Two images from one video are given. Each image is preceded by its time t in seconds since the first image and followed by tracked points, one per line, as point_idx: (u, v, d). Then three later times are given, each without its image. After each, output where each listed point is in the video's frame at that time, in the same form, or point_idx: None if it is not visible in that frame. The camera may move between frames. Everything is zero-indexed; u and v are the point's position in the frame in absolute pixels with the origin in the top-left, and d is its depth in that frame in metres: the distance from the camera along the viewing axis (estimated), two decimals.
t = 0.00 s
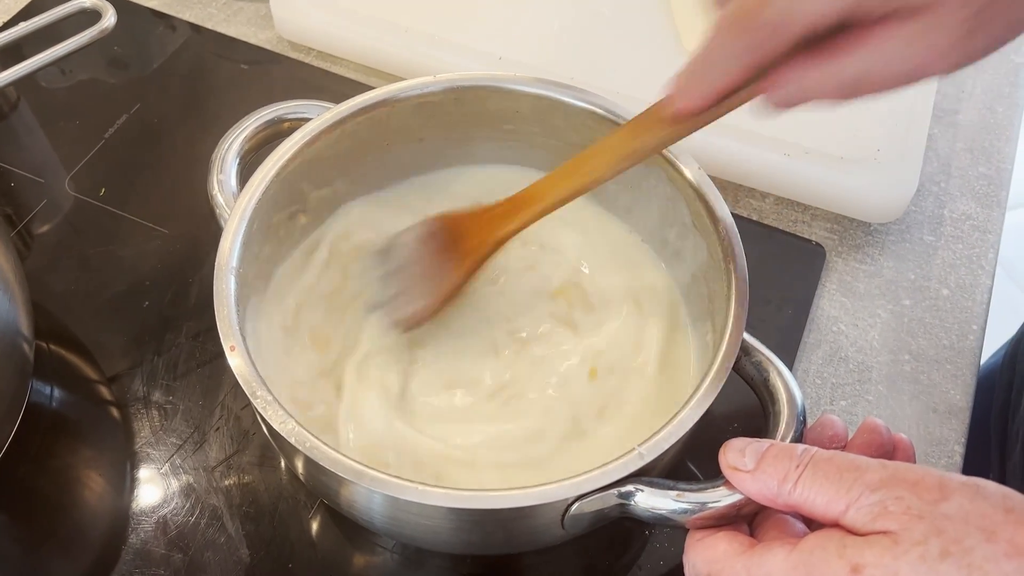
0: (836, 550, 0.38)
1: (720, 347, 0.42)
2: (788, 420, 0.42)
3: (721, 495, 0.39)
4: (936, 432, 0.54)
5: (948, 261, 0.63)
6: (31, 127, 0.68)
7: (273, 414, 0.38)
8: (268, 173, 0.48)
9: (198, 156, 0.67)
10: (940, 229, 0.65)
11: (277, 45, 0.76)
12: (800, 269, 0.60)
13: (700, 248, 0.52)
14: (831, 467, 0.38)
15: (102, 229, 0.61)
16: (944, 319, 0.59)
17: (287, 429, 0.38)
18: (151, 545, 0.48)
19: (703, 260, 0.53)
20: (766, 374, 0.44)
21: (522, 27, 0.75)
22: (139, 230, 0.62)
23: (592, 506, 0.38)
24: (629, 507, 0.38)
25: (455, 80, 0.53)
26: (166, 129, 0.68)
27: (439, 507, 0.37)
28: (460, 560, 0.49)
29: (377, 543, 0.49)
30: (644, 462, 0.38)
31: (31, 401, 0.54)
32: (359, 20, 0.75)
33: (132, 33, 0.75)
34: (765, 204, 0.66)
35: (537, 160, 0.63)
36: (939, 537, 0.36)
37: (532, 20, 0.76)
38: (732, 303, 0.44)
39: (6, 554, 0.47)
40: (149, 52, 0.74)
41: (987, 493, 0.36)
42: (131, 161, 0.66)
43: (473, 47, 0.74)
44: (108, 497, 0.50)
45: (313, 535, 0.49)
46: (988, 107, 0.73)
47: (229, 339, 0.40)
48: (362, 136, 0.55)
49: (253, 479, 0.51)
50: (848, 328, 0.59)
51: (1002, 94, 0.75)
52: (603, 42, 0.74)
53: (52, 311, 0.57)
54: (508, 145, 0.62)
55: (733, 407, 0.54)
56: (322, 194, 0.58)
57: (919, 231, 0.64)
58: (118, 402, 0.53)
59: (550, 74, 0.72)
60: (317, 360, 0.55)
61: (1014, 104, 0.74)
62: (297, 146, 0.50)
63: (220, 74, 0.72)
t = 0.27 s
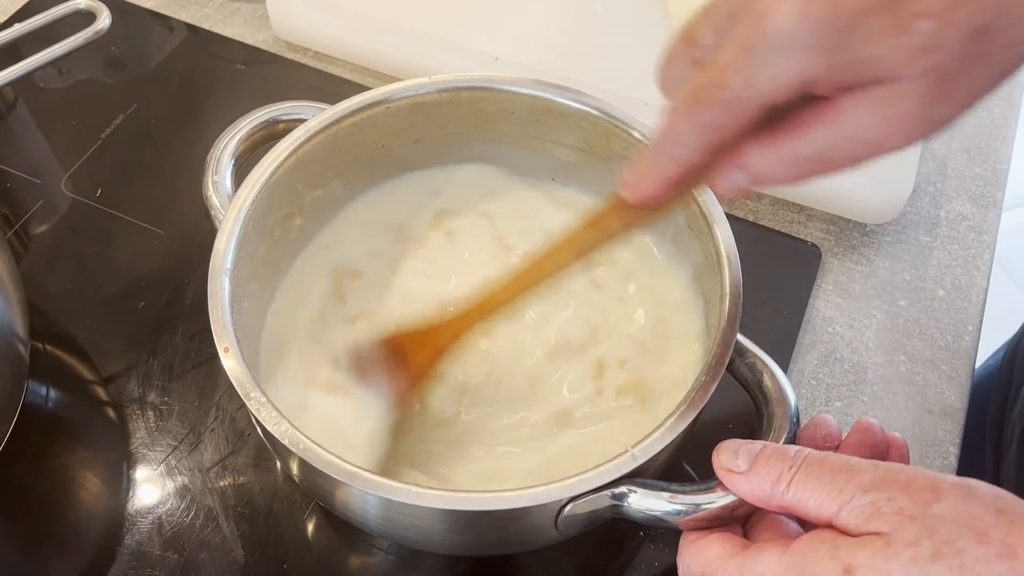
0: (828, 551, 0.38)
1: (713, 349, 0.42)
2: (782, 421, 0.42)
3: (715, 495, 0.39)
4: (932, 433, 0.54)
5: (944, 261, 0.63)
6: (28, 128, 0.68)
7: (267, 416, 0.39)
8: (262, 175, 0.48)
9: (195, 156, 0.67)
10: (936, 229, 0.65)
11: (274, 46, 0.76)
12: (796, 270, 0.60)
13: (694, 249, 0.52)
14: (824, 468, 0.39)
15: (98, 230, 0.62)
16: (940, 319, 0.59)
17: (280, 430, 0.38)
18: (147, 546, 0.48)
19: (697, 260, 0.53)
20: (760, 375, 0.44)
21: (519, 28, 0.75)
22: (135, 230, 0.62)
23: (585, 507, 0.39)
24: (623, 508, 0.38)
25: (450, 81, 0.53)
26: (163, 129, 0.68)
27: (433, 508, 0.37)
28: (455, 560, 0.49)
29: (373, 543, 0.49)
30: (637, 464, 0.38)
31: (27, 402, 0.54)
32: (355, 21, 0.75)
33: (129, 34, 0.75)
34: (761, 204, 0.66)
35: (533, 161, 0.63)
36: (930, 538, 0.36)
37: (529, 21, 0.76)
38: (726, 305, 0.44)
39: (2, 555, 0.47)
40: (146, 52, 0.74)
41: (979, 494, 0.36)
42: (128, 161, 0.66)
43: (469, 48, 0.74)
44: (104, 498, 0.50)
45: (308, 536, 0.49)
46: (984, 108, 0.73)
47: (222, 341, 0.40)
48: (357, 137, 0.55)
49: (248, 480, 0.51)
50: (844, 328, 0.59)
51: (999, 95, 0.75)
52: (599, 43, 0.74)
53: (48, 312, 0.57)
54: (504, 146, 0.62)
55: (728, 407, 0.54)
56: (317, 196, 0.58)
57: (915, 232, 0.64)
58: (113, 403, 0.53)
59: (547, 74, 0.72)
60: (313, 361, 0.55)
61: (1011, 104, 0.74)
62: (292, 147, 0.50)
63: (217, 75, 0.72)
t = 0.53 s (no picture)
0: (826, 553, 0.37)
1: (716, 349, 0.41)
2: (786, 421, 0.42)
3: (718, 497, 0.39)
4: (935, 433, 0.53)
5: (947, 261, 0.62)
6: (25, 126, 0.67)
7: (264, 417, 0.38)
8: (260, 172, 0.48)
9: (192, 154, 0.66)
10: (939, 228, 0.64)
11: (272, 43, 0.76)
12: (798, 269, 0.60)
13: (697, 247, 0.52)
14: (822, 467, 0.38)
15: (95, 228, 0.61)
16: (944, 319, 0.59)
17: (278, 431, 0.38)
18: (144, 547, 0.47)
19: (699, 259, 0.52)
20: (763, 375, 0.43)
21: (520, 25, 0.75)
22: (132, 229, 0.61)
23: (586, 509, 0.38)
24: (624, 510, 0.38)
25: (450, 78, 0.52)
26: (160, 127, 0.68)
27: (431, 510, 0.36)
28: (454, 562, 0.48)
29: (371, 544, 0.49)
30: (638, 465, 0.38)
31: (23, 401, 0.53)
32: (354, 18, 0.74)
33: (127, 31, 0.75)
34: (763, 203, 0.66)
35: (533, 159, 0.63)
36: (931, 543, 0.35)
37: (529, 17, 0.75)
38: (728, 303, 0.43)
39: None
40: (144, 50, 0.73)
41: (982, 498, 0.36)
42: (125, 159, 0.65)
43: (469, 45, 0.74)
44: (101, 498, 0.49)
45: (307, 536, 0.49)
46: (988, 106, 0.73)
47: (219, 341, 0.39)
48: (355, 134, 0.54)
49: (245, 480, 0.50)
50: (847, 328, 0.58)
51: (1003, 93, 0.74)
52: (601, 40, 0.74)
53: (44, 311, 0.57)
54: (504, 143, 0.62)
55: (730, 407, 0.54)
56: (315, 194, 0.57)
57: (918, 231, 0.64)
58: (110, 402, 0.53)
59: (548, 72, 0.72)
60: (311, 361, 0.54)
61: (1015, 102, 0.73)
62: (290, 144, 0.49)
63: (215, 72, 0.72)
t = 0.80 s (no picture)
0: (831, 552, 0.37)
1: (728, 346, 0.41)
2: (798, 418, 0.42)
3: (730, 495, 0.39)
4: (945, 432, 0.53)
5: (957, 259, 0.62)
6: (33, 123, 0.67)
7: (277, 413, 0.38)
8: (271, 169, 0.48)
9: (200, 152, 0.66)
10: (948, 226, 0.64)
11: (281, 40, 0.76)
12: (807, 267, 0.60)
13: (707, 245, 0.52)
14: (830, 463, 0.37)
15: (103, 225, 0.61)
16: (953, 317, 0.59)
17: (292, 428, 0.38)
18: (154, 544, 0.47)
19: (710, 256, 0.52)
20: (775, 372, 0.43)
21: (528, 23, 0.75)
22: (141, 226, 0.61)
23: (598, 505, 0.38)
24: (637, 507, 0.38)
25: (461, 75, 0.52)
26: (168, 124, 0.68)
27: (445, 507, 0.36)
28: (464, 560, 0.48)
29: (381, 541, 0.49)
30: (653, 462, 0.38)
31: (33, 398, 0.53)
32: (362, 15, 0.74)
33: (135, 28, 0.75)
34: (772, 201, 0.66)
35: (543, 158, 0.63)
36: (939, 542, 0.35)
37: (537, 15, 0.75)
38: (741, 301, 0.43)
39: (9, 553, 0.47)
40: (151, 47, 0.73)
41: (992, 499, 0.36)
42: (133, 156, 0.65)
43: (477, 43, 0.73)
44: (111, 495, 0.49)
45: (316, 533, 0.49)
46: (996, 104, 0.73)
47: (233, 337, 0.39)
48: (366, 132, 0.54)
49: (256, 477, 0.50)
50: (856, 326, 0.58)
51: (1012, 91, 0.74)
52: (609, 38, 0.74)
53: (53, 308, 0.57)
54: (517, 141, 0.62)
55: (739, 405, 0.54)
56: (325, 192, 0.57)
57: (927, 229, 0.64)
58: (119, 399, 0.53)
59: (556, 70, 0.72)
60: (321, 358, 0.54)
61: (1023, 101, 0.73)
62: (301, 141, 0.49)
63: (222, 70, 0.71)
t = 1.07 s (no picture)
0: (843, 554, 0.37)
1: (735, 345, 0.41)
2: (805, 417, 0.41)
3: (735, 494, 0.39)
4: (950, 431, 0.53)
5: (962, 258, 0.62)
6: (37, 121, 0.67)
7: (284, 411, 0.38)
8: (277, 167, 0.48)
9: (204, 150, 0.66)
10: (953, 225, 0.64)
11: (285, 38, 0.76)
12: (812, 265, 0.60)
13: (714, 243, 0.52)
14: (840, 465, 0.38)
15: (107, 223, 0.61)
16: (959, 317, 0.59)
17: (299, 426, 0.37)
18: (158, 542, 0.47)
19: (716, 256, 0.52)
20: (782, 371, 0.43)
21: (533, 21, 0.75)
22: (145, 224, 0.61)
23: (605, 504, 0.38)
24: (643, 505, 0.38)
25: (466, 73, 0.52)
26: (172, 122, 0.68)
27: (451, 505, 0.36)
28: (469, 558, 0.48)
29: (386, 540, 0.49)
30: (660, 460, 0.38)
31: (37, 396, 0.53)
32: (366, 13, 0.74)
33: (138, 26, 0.75)
34: (777, 199, 0.66)
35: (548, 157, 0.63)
36: (951, 545, 0.34)
37: (542, 13, 0.75)
38: (748, 299, 0.43)
39: (14, 551, 0.47)
40: (155, 45, 0.73)
41: (1004, 502, 0.35)
42: (136, 154, 0.65)
43: (482, 41, 0.73)
44: (115, 493, 0.49)
45: (321, 531, 0.49)
46: (1002, 104, 0.72)
47: (239, 335, 0.39)
48: (371, 129, 0.54)
49: (261, 475, 0.50)
50: (862, 325, 0.58)
51: (1017, 90, 0.74)
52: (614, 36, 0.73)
53: (58, 306, 0.57)
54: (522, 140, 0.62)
55: (744, 404, 0.54)
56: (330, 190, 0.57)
57: (932, 228, 0.64)
58: (124, 397, 0.53)
59: (561, 68, 0.71)
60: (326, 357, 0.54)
61: None
62: (306, 139, 0.49)
63: (226, 68, 0.71)
